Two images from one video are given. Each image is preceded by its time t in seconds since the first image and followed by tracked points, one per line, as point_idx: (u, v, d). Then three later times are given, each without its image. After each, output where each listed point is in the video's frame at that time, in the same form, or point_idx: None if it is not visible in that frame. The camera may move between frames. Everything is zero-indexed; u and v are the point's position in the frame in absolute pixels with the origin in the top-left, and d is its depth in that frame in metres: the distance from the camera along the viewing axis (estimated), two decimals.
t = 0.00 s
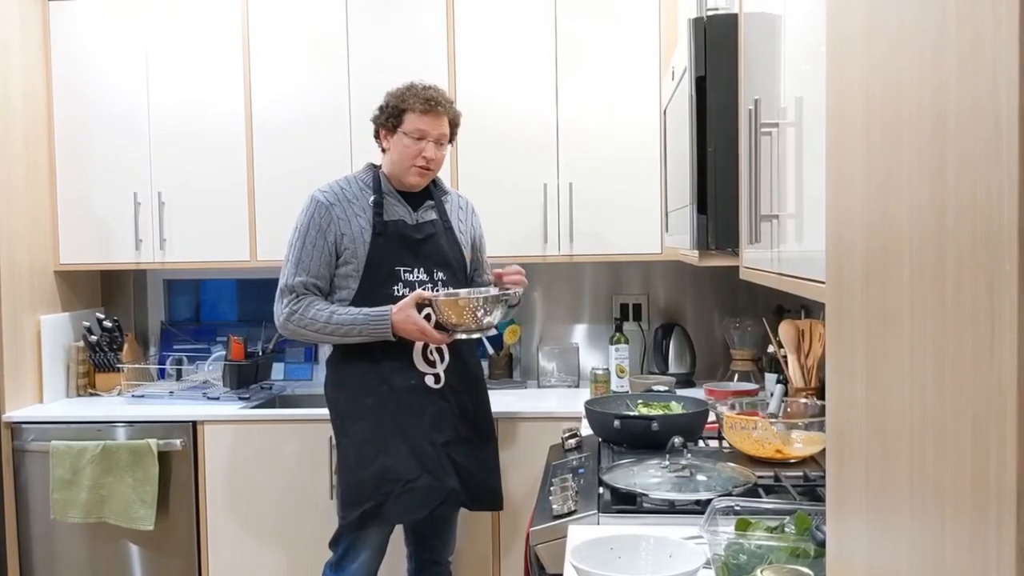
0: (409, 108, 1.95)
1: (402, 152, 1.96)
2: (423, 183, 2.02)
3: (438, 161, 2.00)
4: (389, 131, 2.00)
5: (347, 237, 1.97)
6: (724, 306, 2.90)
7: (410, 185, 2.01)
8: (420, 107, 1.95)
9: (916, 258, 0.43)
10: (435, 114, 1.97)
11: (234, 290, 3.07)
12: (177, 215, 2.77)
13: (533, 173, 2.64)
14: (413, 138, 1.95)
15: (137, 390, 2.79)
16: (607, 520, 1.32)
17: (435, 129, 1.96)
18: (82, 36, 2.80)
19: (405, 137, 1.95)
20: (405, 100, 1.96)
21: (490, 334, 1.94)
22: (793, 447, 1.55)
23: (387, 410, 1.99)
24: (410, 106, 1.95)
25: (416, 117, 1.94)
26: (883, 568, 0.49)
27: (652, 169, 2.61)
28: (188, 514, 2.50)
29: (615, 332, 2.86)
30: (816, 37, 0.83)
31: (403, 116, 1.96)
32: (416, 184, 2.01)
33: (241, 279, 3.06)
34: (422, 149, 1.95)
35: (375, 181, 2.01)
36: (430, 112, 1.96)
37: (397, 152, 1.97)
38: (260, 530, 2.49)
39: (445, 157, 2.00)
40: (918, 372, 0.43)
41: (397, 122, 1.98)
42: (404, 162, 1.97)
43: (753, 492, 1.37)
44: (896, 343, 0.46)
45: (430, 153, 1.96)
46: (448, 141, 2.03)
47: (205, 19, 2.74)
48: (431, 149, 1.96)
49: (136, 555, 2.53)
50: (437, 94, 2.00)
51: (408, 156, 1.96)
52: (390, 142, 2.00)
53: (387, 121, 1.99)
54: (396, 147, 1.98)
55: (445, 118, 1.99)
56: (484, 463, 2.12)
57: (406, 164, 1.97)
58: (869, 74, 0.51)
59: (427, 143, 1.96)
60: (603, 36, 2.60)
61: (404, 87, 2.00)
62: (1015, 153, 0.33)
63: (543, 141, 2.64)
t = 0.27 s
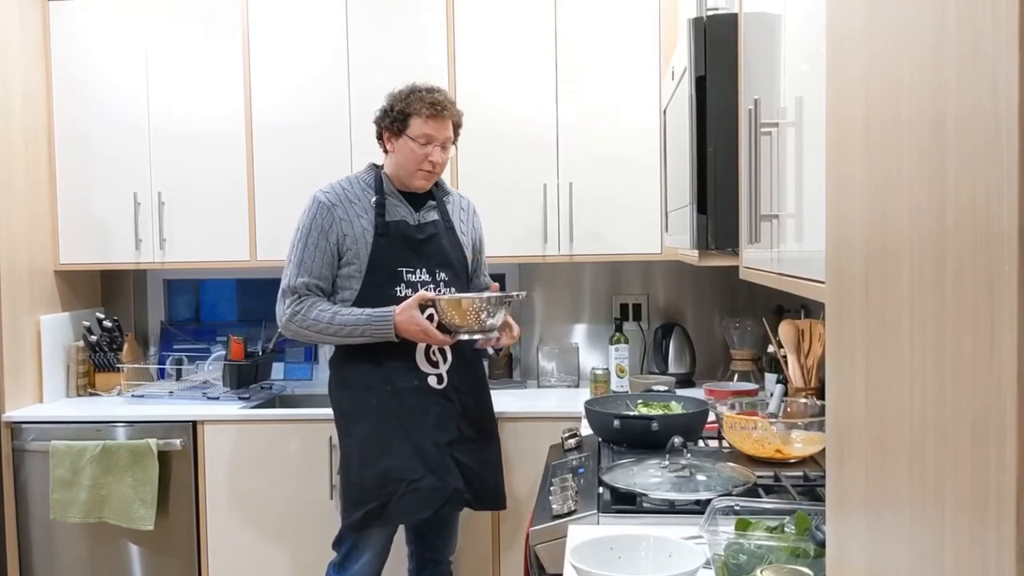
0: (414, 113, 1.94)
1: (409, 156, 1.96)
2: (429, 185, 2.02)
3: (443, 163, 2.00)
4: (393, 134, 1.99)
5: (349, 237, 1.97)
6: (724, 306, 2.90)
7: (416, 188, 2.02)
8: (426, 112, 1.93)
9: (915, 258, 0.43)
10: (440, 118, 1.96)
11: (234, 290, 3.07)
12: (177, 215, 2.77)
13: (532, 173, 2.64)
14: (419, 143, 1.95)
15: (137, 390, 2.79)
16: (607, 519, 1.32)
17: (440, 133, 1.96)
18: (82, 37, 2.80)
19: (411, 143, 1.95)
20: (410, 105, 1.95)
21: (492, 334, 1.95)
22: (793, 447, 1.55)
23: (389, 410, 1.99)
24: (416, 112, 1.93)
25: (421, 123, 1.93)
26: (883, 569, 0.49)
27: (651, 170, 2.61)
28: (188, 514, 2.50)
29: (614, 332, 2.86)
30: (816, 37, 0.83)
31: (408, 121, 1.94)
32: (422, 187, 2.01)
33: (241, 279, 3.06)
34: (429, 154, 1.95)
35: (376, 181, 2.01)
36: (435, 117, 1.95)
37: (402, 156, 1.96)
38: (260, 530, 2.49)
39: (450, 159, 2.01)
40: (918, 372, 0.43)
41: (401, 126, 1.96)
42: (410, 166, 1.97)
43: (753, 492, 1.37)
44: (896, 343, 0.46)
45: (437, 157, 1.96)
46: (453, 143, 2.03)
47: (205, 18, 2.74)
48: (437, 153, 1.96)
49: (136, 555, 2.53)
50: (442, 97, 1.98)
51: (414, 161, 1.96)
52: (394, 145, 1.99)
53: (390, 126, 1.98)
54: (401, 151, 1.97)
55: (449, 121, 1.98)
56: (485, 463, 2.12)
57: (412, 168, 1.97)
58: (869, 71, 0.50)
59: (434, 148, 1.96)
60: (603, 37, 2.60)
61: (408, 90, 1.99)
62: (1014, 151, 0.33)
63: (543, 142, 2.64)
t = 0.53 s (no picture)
0: (404, 105, 1.97)
1: (398, 148, 1.97)
2: (421, 180, 2.02)
3: (435, 157, 2.00)
4: (386, 129, 2.02)
5: (350, 237, 1.97)
6: (724, 306, 2.90)
7: (408, 183, 2.01)
8: (415, 103, 1.95)
9: (915, 257, 0.43)
10: (430, 110, 1.98)
11: (234, 290, 3.07)
12: (177, 215, 2.77)
13: (533, 173, 2.64)
14: (407, 134, 1.96)
15: (137, 390, 2.79)
16: (607, 519, 1.32)
17: (429, 125, 1.97)
18: (82, 37, 2.80)
19: (400, 134, 1.96)
20: (399, 97, 1.97)
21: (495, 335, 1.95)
22: (793, 446, 1.55)
23: (390, 410, 1.99)
24: (404, 103, 1.96)
25: (409, 113, 1.95)
26: (883, 569, 0.49)
27: (651, 171, 2.61)
28: (187, 513, 2.50)
29: (614, 332, 2.86)
30: (817, 36, 0.83)
31: (398, 113, 1.97)
32: (413, 181, 2.01)
33: (241, 279, 3.06)
34: (417, 145, 1.96)
35: (377, 181, 2.01)
36: (424, 108, 1.96)
37: (392, 148, 1.98)
38: (260, 530, 2.49)
39: (441, 153, 2.01)
40: (918, 371, 0.43)
41: (392, 120, 1.99)
42: (400, 158, 1.98)
43: (753, 491, 1.37)
44: (896, 342, 0.46)
45: (425, 148, 1.97)
46: (445, 138, 2.03)
47: (206, 18, 2.74)
48: (425, 145, 1.97)
49: (136, 555, 2.53)
50: (433, 91, 2.00)
51: (403, 152, 1.97)
52: (388, 141, 2.01)
53: (383, 120, 2.01)
54: (393, 145, 1.99)
55: (440, 114, 2.00)
56: (484, 464, 2.12)
57: (401, 160, 1.97)
58: (869, 70, 0.51)
59: (422, 139, 1.96)
60: (603, 36, 2.60)
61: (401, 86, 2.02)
62: (1015, 149, 0.33)
63: (543, 141, 2.64)
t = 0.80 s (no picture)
0: (395, 104, 1.97)
1: (392, 148, 1.97)
2: (417, 177, 2.01)
3: (429, 155, 2.00)
4: (379, 130, 2.02)
5: (346, 237, 1.97)
6: (724, 306, 2.90)
7: (404, 181, 2.00)
8: (406, 101, 1.96)
9: (916, 257, 0.43)
10: (422, 108, 1.98)
11: (234, 290, 3.07)
12: (177, 215, 2.77)
13: (533, 173, 2.64)
14: (401, 133, 1.96)
15: (137, 390, 2.79)
16: (608, 518, 1.33)
17: (422, 122, 1.97)
18: (82, 37, 2.80)
19: (393, 133, 1.96)
20: (390, 97, 1.97)
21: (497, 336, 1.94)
22: (794, 446, 1.55)
23: (390, 409, 1.99)
24: (396, 102, 1.96)
25: (401, 112, 1.96)
26: (884, 568, 0.49)
27: (651, 172, 2.61)
28: (188, 513, 2.50)
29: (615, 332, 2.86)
30: (818, 35, 0.83)
31: (389, 113, 1.97)
32: (409, 179, 2.00)
33: (241, 279, 3.06)
34: (411, 143, 1.96)
35: (372, 181, 2.01)
36: (416, 106, 1.97)
37: (386, 148, 1.98)
38: (260, 530, 2.49)
39: (436, 150, 2.01)
40: (919, 370, 0.43)
41: (384, 120, 1.99)
42: (395, 157, 1.97)
43: (754, 491, 1.37)
44: (897, 341, 0.46)
45: (420, 146, 1.96)
46: (439, 135, 2.03)
47: (206, 18, 2.74)
48: (419, 142, 1.97)
49: (136, 554, 2.53)
50: (423, 89, 2.01)
51: (397, 151, 1.96)
52: (382, 141, 2.01)
53: (376, 121, 2.01)
54: (386, 145, 1.99)
55: (432, 111, 2.00)
56: (485, 463, 2.11)
57: (397, 159, 1.97)
58: (870, 69, 0.51)
59: (416, 137, 1.97)
60: (603, 36, 2.60)
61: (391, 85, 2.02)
62: (1016, 147, 0.33)
63: (543, 141, 2.64)
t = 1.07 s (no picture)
0: (398, 106, 1.95)
1: (392, 150, 1.96)
2: (413, 180, 2.02)
3: (428, 159, 2.01)
4: (378, 129, 2.00)
5: (343, 237, 1.97)
6: (724, 306, 2.90)
7: (399, 183, 2.01)
8: (410, 105, 1.95)
9: (919, 255, 0.43)
10: (424, 112, 1.97)
11: (234, 289, 3.06)
12: (177, 214, 2.76)
13: (533, 172, 2.64)
14: (403, 136, 1.95)
15: (137, 389, 2.79)
16: (608, 517, 1.33)
17: (424, 126, 1.97)
18: (82, 37, 2.79)
19: (394, 136, 1.95)
20: (393, 98, 1.96)
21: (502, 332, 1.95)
22: (795, 445, 1.55)
23: (389, 409, 1.99)
24: (399, 104, 1.95)
25: (405, 115, 1.94)
26: (885, 567, 0.49)
27: (651, 172, 2.61)
28: (188, 513, 2.50)
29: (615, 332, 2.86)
30: (819, 34, 0.83)
31: (392, 114, 1.95)
32: (406, 182, 2.01)
33: (241, 278, 3.06)
34: (413, 147, 1.96)
35: (367, 180, 2.01)
36: (419, 110, 1.96)
37: (386, 149, 1.97)
38: (261, 529, 2.49)
39: (435, 154, 2.01)
40: (920, 369, 0.43)
41: (385, 121, 1.97)
42: (395, 159, 1.97)
43: (755, 490, 1.37)
44: (899, 339, 0.46)
45: (420, 151, 1.97)
46: (438, 138, 2.03)
47: (207, 18, 2.74)
48: (420, 147, 1.97)
49: (136, 554, 2.53)
50: (426, 92, 2.00)
51: (398, 154, 1.96)
52: (380, 141, 2.00)
53: (376, 120, 1.99)
54: (385, 146, 1.98)
55: (434, 115, 1.99)
56: (485, 463, 2.11)
57: (396, 162, 1.97)
58: (872, 66, 0.50)
59: (417, 141, 1.96)
60: (603, 36, 2.60)
61: (393, 84, 2.00)
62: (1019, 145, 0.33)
63: (543, 141, 2.64)
